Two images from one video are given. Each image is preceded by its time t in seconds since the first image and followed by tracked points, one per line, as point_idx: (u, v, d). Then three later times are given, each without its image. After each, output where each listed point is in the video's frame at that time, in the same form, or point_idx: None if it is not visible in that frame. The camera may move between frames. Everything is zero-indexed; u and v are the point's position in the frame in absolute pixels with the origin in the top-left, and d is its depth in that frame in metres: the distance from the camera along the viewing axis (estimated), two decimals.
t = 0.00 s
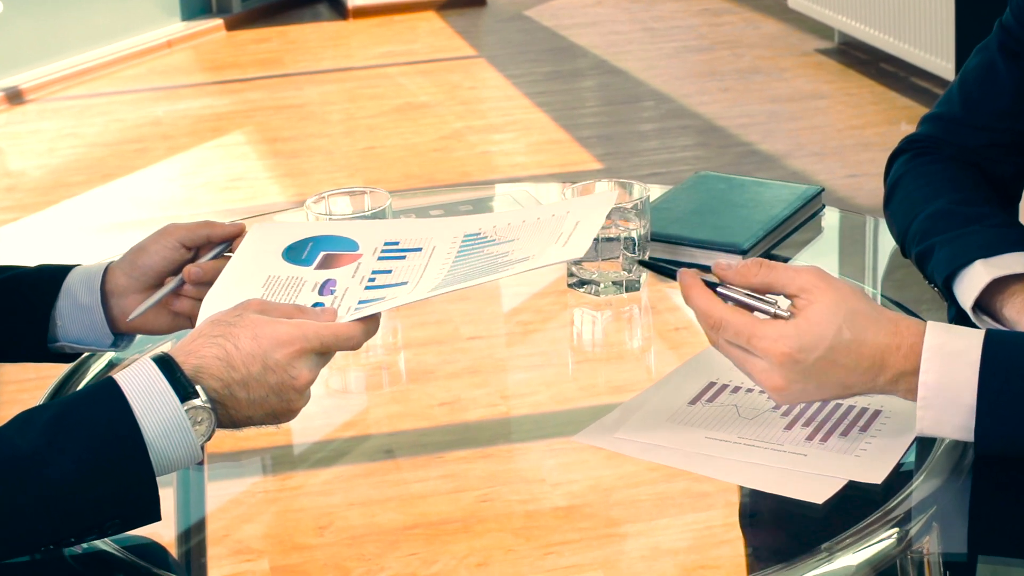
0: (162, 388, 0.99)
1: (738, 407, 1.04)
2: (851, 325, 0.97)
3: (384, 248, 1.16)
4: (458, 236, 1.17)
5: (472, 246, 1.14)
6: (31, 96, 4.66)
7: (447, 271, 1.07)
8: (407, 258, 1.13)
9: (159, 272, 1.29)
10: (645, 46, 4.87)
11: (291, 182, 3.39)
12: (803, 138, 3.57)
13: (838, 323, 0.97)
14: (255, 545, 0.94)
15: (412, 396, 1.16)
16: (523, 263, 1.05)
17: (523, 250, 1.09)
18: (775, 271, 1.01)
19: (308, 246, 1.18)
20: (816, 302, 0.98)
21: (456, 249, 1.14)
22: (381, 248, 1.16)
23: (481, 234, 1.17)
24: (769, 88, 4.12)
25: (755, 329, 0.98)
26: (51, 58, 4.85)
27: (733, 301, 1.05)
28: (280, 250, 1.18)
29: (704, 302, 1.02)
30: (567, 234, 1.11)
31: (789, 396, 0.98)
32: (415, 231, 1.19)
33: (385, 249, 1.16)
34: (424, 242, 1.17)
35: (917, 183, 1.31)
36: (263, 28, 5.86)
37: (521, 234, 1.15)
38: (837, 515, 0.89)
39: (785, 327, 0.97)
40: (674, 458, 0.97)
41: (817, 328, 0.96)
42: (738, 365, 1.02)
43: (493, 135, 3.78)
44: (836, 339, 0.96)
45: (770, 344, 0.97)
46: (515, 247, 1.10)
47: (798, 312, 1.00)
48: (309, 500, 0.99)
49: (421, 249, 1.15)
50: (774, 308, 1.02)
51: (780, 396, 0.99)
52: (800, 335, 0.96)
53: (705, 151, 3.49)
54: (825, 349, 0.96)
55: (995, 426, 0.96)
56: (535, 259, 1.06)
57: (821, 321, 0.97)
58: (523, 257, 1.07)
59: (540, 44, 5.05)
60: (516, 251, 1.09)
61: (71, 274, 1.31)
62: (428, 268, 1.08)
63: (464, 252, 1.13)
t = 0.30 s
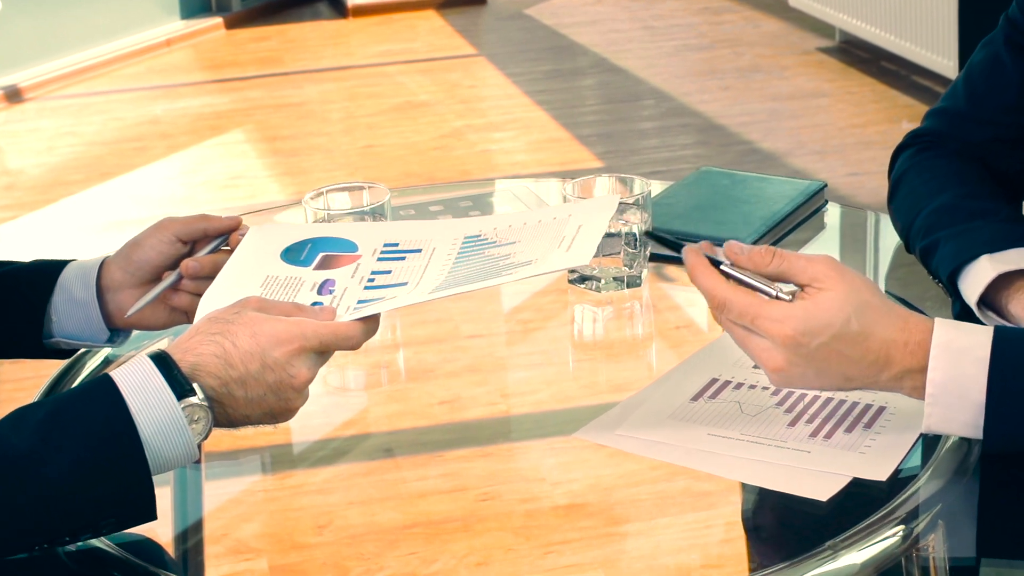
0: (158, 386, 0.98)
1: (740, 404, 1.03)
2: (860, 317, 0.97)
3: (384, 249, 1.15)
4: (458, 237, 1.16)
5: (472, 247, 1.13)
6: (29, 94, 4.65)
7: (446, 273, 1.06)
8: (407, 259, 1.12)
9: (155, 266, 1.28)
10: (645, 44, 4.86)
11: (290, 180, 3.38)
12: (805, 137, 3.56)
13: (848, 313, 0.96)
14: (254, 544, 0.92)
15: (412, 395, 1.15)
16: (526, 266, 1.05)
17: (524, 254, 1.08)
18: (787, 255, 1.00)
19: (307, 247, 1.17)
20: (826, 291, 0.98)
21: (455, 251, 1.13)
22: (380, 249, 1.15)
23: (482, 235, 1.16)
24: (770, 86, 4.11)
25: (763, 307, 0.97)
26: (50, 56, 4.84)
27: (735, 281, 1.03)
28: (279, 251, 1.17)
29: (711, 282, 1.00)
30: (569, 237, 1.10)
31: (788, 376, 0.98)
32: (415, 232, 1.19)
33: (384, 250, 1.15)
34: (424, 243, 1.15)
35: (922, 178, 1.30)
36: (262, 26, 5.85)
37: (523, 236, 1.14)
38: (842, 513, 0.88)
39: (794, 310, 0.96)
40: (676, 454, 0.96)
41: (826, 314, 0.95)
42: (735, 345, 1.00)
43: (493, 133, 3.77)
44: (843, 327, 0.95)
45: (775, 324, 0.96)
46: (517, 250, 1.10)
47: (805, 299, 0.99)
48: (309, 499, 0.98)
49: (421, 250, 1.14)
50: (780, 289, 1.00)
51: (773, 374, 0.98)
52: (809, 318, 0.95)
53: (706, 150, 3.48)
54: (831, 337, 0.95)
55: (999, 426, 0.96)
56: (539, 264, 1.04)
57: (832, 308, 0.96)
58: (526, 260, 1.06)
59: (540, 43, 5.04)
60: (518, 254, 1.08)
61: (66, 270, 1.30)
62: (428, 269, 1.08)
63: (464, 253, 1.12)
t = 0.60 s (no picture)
0: (156, 385, 0.97)
1: (743, 400, 1.02)
2: (859, 304, 0.97)
3: (387, 255, 1.14)
4: (463, 244, 1.15)
5: (477, 252, 1.13)
6: (29, 92, 4.64)
7: (449, 279, 1.05)
8: (410, 265, 1.11)
9: (151, 261, 1.27)
10: (646, 43, 4.85)
11: (290, 179, 3.37)
12: (806, 135, 3.55)
13: (846, 300, 0.97)
14: (252, 542, 0.91)
15: (412, 393, 1.13)
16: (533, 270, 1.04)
17: (529, 258, 1.07)
18: (783, 251, 1.01)
19: (309, 253, 1.16)
20: (822, 281, 0.98)
21: (459, 257, 1.12)
22: (384, 255, 1.14)
23: (487, 242, 1.15)
24: (771, 84, 4.10)
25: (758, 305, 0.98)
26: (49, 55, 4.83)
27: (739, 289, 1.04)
28: (281, 257, 1.17)
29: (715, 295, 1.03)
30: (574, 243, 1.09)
31: (799, 376, 0.96)
32: (418, 240, 1.17)
33: (388, 256, 1.14)
34: (427, 250, 1.15)
35: (925, 173, 1.29)
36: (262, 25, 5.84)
37: (529, 242, 1.13)
38: (845, 508, 0.87)
39: (789, 302, 0.97)
40: (678, 451, 0.95)
41: (822, 302, 0.96)
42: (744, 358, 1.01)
43: (493, 131, 3.76)
44: (841, 314, 0.96)
45: (772, 318, 0.97)
46: (522, 255, 1.09)
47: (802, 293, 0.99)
48: (308, 498, 0.97)
49: (424, 256, 1.13)
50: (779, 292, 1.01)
51: (783, 377, 0.97)
52: (804, 309, 0.96)
53: (706, 148, 3.47)
54: (830, 325, 0.96)
55: (1007, 418, 0.95)
56: (545, 268, 1.04)
57: (827, 296, 0.96)
58: (531, 265, 1.05)
59: (540, 41, 5.03)
60: (523, 259, 1.08)
61: (61, 265, 1.30)
62: (432, 273, 1.07)
63: (469, 259, 1.10)
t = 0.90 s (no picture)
0: (157, 388, 0.96)
1: (746, 396, 1.01)
2: (859, 301, 0.96)
3: (389, 297, 1.12)
4: (465, 288, 1.11)
5: (482, 296, 1.09)
6: (27, 91, 4.63)
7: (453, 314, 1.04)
8: (413, 305, 1.08)
9: (147, 254, 1.26)
10: (646, 41, 4.83)
11: (289, 177, 3.36)
12: (807, 133, 3.54)
13: (845, 298, 0.95)
14: (251, 541, 0.90)
15: (411, 392, 1.12)
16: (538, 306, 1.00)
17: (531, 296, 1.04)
18: (779, 252, 1.00)
19: (310, 292, 1.18)
20: (820, 281, 0.97)
21: (464, 298, 1.08)
22: (386, 297, 1.13)
23: (490, 287, 1.10)
24: (772, 83, 4.08)
25: (756, 307, 0.98)
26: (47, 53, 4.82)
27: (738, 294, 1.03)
28: (284, 295, 1.19)
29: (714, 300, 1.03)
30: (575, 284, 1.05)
31: (802, 377, 0.95)
32: (422, 284, 1.14)
33: (390, 297, 1.13)
34: (430, 292, 1.11)
35: (929, 168, 1.28)
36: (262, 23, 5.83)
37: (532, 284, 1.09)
38: (850, 505, 0.86)
39: (786, 303, 0.97)
40: (679, 448, 0.94)
41: (821, 301, 0.95)
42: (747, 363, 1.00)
43: (493, 130, 3.74)
44: (840, 312, 0.95)
45: (769, 320, 0.97)
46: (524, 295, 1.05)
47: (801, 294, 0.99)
48: (306, 497, 0.95)
49: (427, 297, 1.10)
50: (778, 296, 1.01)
51: (786, 379, 0.96)
52: (802, 309, 0.96)
53: (707, 146, 3.45)
54: (829, 324, 0.95)
55: (1015, 414, 0.94)
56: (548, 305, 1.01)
57: (826, 295, 0.96)
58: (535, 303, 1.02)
59: (540, 39, 5.02)
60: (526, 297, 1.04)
61: (56, 259, 1.29)
62: (438, 306, 1.06)
63: (473, 300, 1.07)
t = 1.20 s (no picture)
0: (172, 394, 0.95)
1: (748, 393, 1.00)
2: (863, 297, 0.95)
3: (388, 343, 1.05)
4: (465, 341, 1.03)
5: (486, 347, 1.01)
6: (26, 89, 4.62)
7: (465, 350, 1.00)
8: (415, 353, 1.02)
9: (143, 250, 1.25)
10: (647, 40, 4.82)
11: (289, 175, 3.35)
12: (809, 131, 3.53)
13: (849, 294, 0.95)
14: (250, 540, 0.89)
15: (411, 391, 1.11)
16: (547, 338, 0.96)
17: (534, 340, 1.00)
18: (782, 247, 0.99)
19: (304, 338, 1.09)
20: (824, 276, 0.96)
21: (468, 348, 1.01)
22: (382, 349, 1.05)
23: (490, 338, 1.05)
24: (773, 81, 4.08)
25: (759, 303, 0.97)
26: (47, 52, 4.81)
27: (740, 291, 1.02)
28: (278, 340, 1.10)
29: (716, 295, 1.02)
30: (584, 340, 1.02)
31: (806, 373, 0.95)
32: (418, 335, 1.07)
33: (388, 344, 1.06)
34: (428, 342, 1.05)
35: (933, 163, 1.27)
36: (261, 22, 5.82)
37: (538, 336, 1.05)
38: (855, 503, 0.85)
39: (790, 298, 0.95)
40: (680, 445, 0.94)
41: (825, 297, 0.95)
42: (750, 359, 0.99)
43: (493, 128, 3.73)
44: (845, 308, 0.94)
45: (773, 316, 0.96)
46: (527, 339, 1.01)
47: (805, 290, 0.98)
48: (305, 496, 0.94)
49: (428, 345, 1.03)
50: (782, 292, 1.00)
51: (790, 375, 0.95)
52: (806, 305, 0.95)
53: (708, 144, 3.44)
54: (833, 320, 0.94)
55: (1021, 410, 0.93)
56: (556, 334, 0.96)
57: (830, 291, 0.95)
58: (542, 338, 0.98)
59: (540, 38, 5.01)
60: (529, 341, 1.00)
61: (52, 254, 1.28)
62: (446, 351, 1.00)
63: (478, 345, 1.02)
